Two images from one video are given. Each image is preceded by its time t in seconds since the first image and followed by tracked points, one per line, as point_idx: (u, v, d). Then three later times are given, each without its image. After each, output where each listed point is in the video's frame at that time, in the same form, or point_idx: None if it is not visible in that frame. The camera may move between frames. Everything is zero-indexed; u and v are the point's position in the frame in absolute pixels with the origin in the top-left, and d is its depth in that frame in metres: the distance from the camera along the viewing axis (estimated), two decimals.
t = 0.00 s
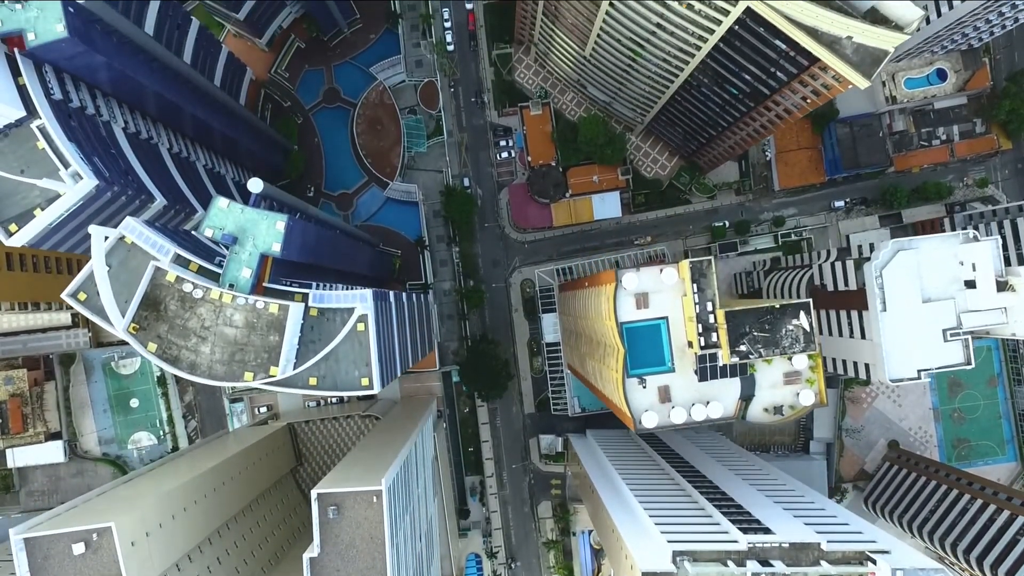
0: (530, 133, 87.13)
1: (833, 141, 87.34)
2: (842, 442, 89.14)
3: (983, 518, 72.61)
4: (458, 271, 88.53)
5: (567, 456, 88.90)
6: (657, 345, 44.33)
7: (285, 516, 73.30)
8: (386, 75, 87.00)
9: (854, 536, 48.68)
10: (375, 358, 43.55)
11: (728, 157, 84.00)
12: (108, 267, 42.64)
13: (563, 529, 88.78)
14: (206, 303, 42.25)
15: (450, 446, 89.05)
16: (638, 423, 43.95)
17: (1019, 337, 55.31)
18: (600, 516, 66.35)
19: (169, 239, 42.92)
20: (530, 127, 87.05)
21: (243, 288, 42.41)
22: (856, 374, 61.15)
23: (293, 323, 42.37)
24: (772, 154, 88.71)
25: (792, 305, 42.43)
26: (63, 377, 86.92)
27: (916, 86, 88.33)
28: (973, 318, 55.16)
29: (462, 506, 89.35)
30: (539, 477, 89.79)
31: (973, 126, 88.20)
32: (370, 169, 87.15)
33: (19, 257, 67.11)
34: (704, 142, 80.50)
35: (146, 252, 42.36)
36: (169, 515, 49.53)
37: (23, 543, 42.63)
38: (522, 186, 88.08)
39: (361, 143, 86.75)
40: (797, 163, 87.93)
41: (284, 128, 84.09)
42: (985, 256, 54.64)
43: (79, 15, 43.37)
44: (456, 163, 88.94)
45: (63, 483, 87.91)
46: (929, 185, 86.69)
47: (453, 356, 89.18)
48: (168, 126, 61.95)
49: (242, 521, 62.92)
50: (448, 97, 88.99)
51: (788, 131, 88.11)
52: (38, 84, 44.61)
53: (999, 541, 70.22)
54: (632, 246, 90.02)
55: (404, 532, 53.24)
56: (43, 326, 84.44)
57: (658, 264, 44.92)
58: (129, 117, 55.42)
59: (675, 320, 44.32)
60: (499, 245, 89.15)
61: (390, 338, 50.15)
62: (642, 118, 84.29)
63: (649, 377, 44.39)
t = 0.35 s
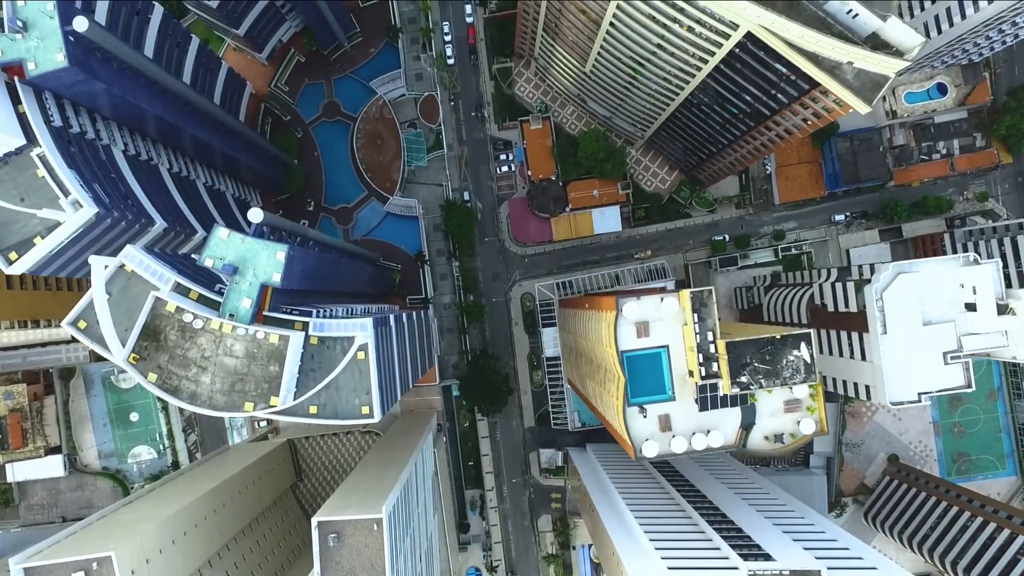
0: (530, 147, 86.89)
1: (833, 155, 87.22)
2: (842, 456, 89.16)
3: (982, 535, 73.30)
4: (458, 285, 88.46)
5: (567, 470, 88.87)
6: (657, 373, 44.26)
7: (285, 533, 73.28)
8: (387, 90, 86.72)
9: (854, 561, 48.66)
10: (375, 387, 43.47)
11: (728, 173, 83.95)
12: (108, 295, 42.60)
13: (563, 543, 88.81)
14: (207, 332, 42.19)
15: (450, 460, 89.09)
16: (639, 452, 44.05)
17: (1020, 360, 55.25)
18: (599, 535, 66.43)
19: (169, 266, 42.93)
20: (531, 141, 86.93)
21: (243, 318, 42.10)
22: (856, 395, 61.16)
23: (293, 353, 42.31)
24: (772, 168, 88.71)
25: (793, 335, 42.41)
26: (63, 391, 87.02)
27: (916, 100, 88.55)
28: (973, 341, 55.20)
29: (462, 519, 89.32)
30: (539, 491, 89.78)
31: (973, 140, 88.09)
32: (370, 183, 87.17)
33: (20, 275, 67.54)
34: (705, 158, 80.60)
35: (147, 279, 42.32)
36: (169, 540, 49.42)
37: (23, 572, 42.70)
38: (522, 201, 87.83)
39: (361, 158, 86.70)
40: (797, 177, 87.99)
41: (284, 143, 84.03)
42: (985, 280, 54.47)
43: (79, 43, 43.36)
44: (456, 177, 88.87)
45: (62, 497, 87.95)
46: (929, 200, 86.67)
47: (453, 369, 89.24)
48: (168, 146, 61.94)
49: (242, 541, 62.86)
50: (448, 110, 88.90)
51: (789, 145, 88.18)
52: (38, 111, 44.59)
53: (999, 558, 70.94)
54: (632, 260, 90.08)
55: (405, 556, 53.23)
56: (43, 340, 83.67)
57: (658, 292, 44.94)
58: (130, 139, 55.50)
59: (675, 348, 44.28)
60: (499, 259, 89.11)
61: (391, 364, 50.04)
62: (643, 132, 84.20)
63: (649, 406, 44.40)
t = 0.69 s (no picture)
0: (530, 160, 86.90)
1: (833, 168, 86.98)
2: (842, 469, 89.15)
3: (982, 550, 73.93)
4: (458, 298, 88.37)
5: (567, 483, 88.84)
6: (658, 400, 44.17)
7: (285, 548, 73.22)
8: (386, 103, 86.92)
9: None
10: (375, 413, 43.42)
11: (728, 187, 83.88)
12: (107, 321, 42.67)
13: (563, 556, 88.78)
14: (206, 360, 42.10)
15: (450, 472, 89.07)
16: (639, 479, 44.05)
17: (1020, 382, 55.26)
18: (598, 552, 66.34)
19: (169, 293, 43.10)
20: (531, 154, 86.90)
21: (242, 346, 41.82)
22: (856, 414, 61.29)
23: (293, 381, 42.26)
24: (772, 181, 88.72)
25: (793, 363, 42.43)
26: (63, 404, 87.12)
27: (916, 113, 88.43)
28: (973, 363, 55.27)
29: (462, 532, 89.25)
30: (539, 504, 89.74)
31: (973, 153, 88.11)
32: (369, 197, 87.14)
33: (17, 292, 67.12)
34: (705, 173, 80.64)
35: (146, 306, 42.45)
36: (170, 563, 49.26)
37: None
38: (522, 213, 87.67)
39: (361, 171, 86.67)
40: (797, 191, 88.04)
41: (284, 157, 83.92)
42: (986, 301, 54.49)
43: (79, 70, 43.41)
44: (456, 190, 88.79)
45: (62, 510, 87.81)
46: (929, 212, 86.68)
47: (453, 382, 89.25)
48: (169, 165, 61.99)
49: (242, 559, 62.76)
50: (448, 123, 88.82)
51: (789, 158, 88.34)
52: (38, 137, 44.60)
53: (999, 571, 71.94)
54: (632, 272, 90.08)
55: None
56: (42, 355, 83.08)
57: (658, 318, 44.93)
58: (130, 160, 55.51)
59: (675, 374, 44.15)
60: (499, 272, 89.07)
61: (391, 388, 49.95)
62: (643, 146, 84.13)
63: (649, 433, 44.35)
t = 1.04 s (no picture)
0: (531, 174, 86.76)
1: (833, 182, 86.95)
2: (842, 482, 89.13)
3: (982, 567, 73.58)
4: (458, 311, 88.27)
5: (567, 497, 88.73)
6: (658, 428, 44.13)
7: (285, 565, 73.08)
8: (386, 117, 86.78)
9: None
10: (375, 441, 43.46)
11: (729, 202, 83.90)
12: (106, 348, 43.18)
13: (563, 569, 88.68)
14: (206, 389, 42.11)
15: (450, 486, 89.00)
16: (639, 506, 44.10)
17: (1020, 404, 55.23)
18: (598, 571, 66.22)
19: (169, 320, 43.48)
20: (530, 168, 86.66)
21: (241, 375, 41.69)
22: (856, 433, 61.25)
23: (293, 410, 42.27)
24: (772, 195, 88.66)
25: (793, 392, 42.52)
26: (62, 417, 87.12)
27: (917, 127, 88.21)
28: (973, 385, 55.24)
29: (462, 546, 89.15)
30: (539, 517, 89.70)
31: (973, 166, 88.11)
32: (369, 211, 87.11)
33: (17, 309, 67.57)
34: (705, 188, 80.59)
35: (146, 334, 42.92)
36: None
37: None
38: (522, 227, 87.84)
39: (360, 186, 86.70)
40: (797, 204, 87.98)
41: (283, 171, 83.82)
42: (986, 323, 54.62)
43: (79, 98, 43.45)
44: (456, 204, 88.69)
45: (61, 524, 87.70)
46: (929, 226, 86.65)
47: (453, 395, 89.19)
48: (169, 184, 61.98)
49: None
50: (448, 136, 88.73)
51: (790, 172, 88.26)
52: (38, 164, 44.55)
53: None
54: (632, 285, 90.04)
55: None
56: (43, 368, 83.41)
57: (658, 344, 44.91)
58: (130, 182, 55.50)
59: (675, 402, 44.13)
60: (499, 285, 89.02)
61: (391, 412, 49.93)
62: (643, 161, 84.16)
63: (650, 460, 44.35)
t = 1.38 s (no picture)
0: (530, 188, 86.57)
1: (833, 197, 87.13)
2: (842, 496, 89.10)
3: None
4: (458, 325, 88.21)
5: (567, 510, 88.61)
6: (658, 455, 44.14)
7: None
8: (386, 131, 86.64)
9: None
10: (375, 469, 43.45)
11: (729, 217, 83.84)
12: (106, 376, 43.09)
13: None
14: (206, 419, 42.21)
15: (450, 499, 88.90)
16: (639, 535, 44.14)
17: (1020, 426, 55.12)
18: None
19: (169, 348, 43.61)
20: (531, 182, 86.56)
21: (241, 405, 41.61)
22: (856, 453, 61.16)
23: (293, 440, 42.24)
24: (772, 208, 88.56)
25: (793, 422, 42.61)
26: (61, 432, 87.13)
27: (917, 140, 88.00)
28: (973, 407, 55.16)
29: (462, 559, 89.04)
30: (539, 530, 89.64)
31: (973, 180, 88.10)
32: (369, 226, 87.06)
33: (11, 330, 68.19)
34: (705, 203, 80.57)
35: (147, 361, 43.02)
36: None
37: None
38: (522, 241, 87.97)
39: (360, 200, 86.65)
40: (798, 218, 87.87)
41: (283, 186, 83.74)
42: (986, 346, 54.73)
43: (78, 126, 43.37)
44: (456, 217, 88.58)
45: (61, 538, 87.64)
46: (929, 239, 86.62)
47: (453, 409, 89.12)
48: (169, 204, 61.92)
49: None
50: (448, 150, 88.63)
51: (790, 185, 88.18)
52: (37, 191, 44.47)
53: None
54: (632, 299, 90.01)
55: None
56: (41, 383, 84.63)
57: (658, 372, 44.88)
58: (130, 205, 55.38)
59: (675, 430, 44.12)
60: (498, 299, 88.99)
61: (391, 437, 49.88)
62: (643, 175, 84.04)
63: (650, 488, 44.36)
